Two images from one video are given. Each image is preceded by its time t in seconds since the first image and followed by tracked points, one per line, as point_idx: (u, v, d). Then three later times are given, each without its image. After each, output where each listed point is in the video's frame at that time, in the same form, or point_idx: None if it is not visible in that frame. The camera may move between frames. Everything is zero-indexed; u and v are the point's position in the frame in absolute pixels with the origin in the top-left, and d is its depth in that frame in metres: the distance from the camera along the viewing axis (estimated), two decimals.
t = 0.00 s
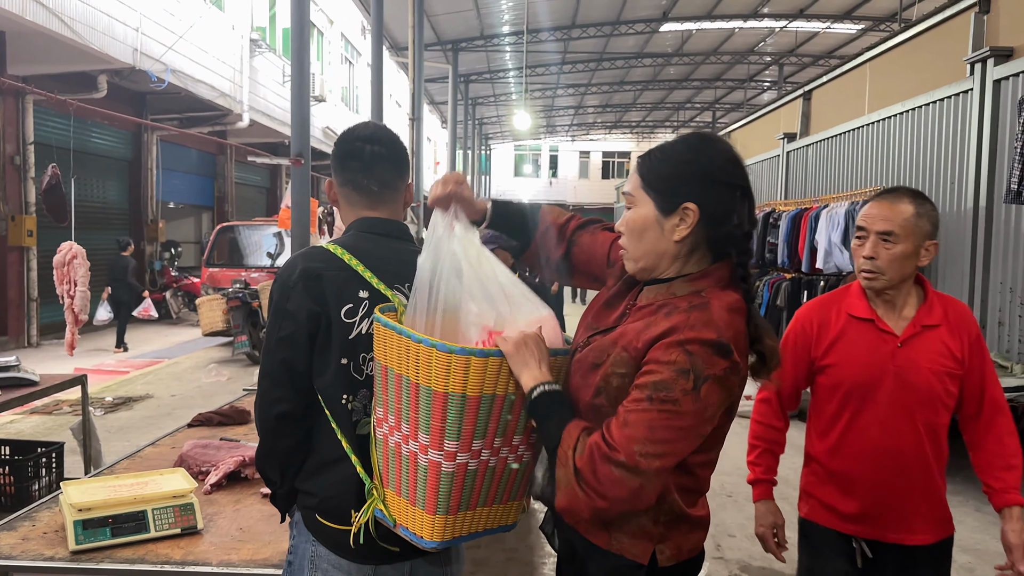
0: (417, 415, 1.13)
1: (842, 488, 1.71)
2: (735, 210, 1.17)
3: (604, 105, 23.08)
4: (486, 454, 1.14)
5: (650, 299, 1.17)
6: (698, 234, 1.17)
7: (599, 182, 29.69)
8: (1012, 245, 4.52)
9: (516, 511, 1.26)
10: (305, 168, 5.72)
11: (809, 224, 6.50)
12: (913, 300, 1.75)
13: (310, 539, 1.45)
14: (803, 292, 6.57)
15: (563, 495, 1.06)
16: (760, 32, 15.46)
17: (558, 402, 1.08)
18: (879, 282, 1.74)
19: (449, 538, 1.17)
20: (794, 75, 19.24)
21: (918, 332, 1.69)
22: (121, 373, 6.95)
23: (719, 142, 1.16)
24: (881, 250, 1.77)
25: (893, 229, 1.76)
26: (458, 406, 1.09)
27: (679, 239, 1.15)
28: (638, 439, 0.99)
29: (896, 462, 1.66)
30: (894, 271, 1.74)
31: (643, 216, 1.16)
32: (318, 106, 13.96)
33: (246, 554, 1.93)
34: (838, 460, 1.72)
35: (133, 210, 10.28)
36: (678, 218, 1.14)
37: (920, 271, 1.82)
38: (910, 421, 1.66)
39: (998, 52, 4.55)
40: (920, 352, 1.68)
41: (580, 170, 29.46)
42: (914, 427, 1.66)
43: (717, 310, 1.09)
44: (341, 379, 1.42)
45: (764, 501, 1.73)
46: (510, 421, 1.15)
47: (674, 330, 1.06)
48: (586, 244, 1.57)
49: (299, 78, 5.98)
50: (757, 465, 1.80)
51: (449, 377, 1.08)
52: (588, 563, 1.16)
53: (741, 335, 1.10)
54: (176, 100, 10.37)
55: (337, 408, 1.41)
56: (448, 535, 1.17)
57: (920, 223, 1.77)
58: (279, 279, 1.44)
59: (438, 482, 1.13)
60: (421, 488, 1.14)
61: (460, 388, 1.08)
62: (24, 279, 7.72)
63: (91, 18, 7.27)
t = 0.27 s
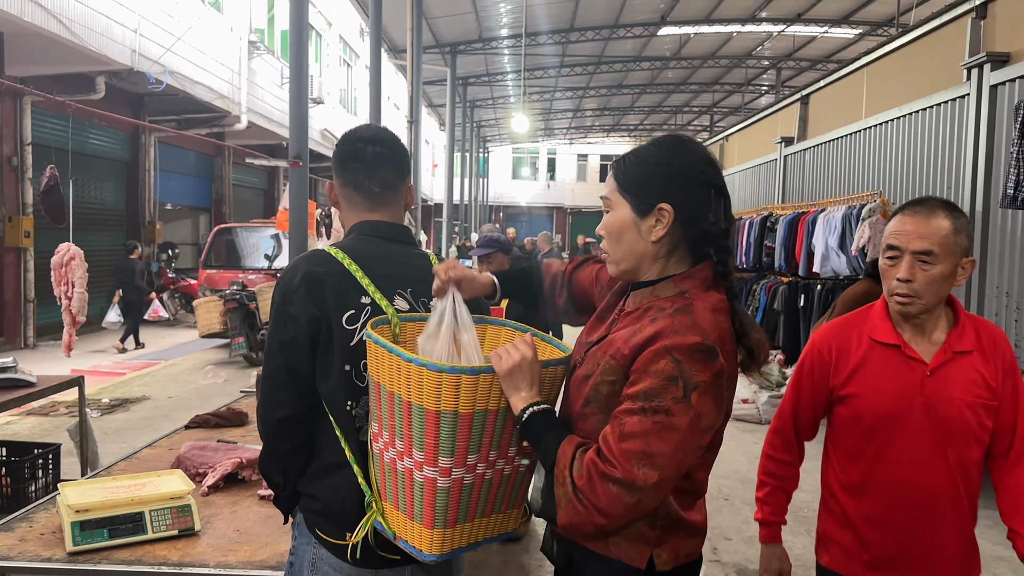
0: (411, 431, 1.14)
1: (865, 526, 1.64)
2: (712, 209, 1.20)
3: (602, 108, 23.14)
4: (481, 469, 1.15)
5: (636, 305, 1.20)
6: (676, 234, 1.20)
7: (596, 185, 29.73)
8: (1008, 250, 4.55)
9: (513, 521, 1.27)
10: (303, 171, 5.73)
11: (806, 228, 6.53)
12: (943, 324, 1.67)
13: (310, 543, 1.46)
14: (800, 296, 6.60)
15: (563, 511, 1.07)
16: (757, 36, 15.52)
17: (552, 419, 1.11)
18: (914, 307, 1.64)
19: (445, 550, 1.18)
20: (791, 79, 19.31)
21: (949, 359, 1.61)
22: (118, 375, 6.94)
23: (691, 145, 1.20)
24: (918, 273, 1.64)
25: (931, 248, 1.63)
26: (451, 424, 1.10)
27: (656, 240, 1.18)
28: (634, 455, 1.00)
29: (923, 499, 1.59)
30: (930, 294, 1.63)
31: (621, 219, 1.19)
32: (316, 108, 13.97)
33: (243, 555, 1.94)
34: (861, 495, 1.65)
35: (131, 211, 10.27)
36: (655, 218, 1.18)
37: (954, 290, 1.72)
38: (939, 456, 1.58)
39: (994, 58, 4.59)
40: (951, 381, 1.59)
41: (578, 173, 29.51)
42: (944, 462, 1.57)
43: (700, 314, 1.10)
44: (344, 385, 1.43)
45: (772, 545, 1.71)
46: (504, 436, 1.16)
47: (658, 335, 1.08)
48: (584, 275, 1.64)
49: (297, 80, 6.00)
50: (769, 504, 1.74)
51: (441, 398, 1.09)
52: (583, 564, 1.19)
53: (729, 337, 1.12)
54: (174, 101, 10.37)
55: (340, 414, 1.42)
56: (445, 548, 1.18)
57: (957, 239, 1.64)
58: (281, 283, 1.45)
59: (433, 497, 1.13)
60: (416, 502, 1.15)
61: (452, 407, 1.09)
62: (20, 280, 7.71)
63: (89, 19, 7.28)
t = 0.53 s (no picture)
0: (404, 444, 1.15)
1: (891, 552, 1.48)
2: (700, 210, 1.22)
3: (600, 112, 23.18)
4: (473, 480, 1.15)
5: (634, 312, 1.23)
6: (665, 234, 1.22)
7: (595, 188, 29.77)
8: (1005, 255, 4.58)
9: (508, 529, 1.28)
10: (302, 172, 5.74)
11: (804, 232, 6.56)
12: (972, 327, 1.51)
13: (309, 542, 1.48)
14: (797, 299, 6.62)
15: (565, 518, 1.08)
16: (755, 40, 15.56)
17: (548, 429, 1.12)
18: (945, 313, 1.43)
19: (437, 558, 1.19)
20: (789, 84, 19.38)
21: (982, 365, 1.46)
22: (116, 376, 6.94)
23: (683, 147, 1.22)
24: (949, 274, 1.43)
25: (965, 245, 1.41)
26: (442, 438, 1.10)
27: (645, 241, 1.20)
28: (630, 460, 1.02)
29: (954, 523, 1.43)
30: (963, 298, 1.43)
31: (610, 221, 1.22)
32: (315, 110, 14.00)
33: (241, 556, 1.95)
34: (883, 518, 1.49)
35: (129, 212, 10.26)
36: (642, 217, 1.19)
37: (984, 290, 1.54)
38: (971, 475, 1.42)
39: (992, 63, 4.63)
40: (984, 390, 1.44)
41: (576, 176, 29.55)
42: (977, 482, 1.42)
43: (694, 315, 1.12)
44: (344, 389, 1.44)
45: None
46: (496, 448, 1.16)
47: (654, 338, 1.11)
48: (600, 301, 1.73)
49: (297, 82, 6.01)
50: (780, 529, 1.51)
51: (432, 413, 1.09)
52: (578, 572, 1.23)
53: (726, 337, 1.13)
54: (173, 103, 10.37)
55: (340, 418, 1.43)
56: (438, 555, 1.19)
57: (993, 234, 1.44)
58: (285, 286, 1.46)
59: (425, 507, 1.15)
60: (409, 512, 1.17)
61: (444, 422, 1.09)
62: (18, 281, 7.69)
63: (89, 20, 7.29)
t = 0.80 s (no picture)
0: (396, 432, 1.16)
1: None
2: (679, 217, 1.22)
3: (600, 115, 23.23)
4: (465, 470, 1.16)
5: (625, 322, 1.24)
6: (642, 239, 1.23)
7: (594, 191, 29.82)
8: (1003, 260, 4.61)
9: (507, 524, 1.27)
10: (301, 174, 5.76)
11: (802, 236, 6.58)
12: None
13: (313, 539, 1.49)
14: (795, 303, 6.64)
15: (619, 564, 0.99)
16: (755, 44, 15.61)
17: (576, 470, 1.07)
18: (1007, 343, 1.23)
19: (432, 550, 1.20)
20: (788, 88, 19.44)
21: None
22: (114, 377, 6.94)
23: (670, 153, 1.21)
24: (1017, 295, 1.22)
25: None
26: (431, 424, 1.12)
27: (622, 243, 1.23)
28: (668, 475, 0.97)
29: None
30: None
31: (591, 222, 1.27)
32: (315, 112, 14.02)
33: (239, 557, 1.95)
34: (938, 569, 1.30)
35: (128, 213, 10.27)
36: (620, 221, 1.22)
37: None
38: None
39: (990, 68, 4.66)
40: None
41: (575, 179, 29.58)
42: None
43: (678, 317, 1.10)
44: (345, 386, 1.45)
45: None
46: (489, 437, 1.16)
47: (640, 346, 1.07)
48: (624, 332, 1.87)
49: (297, 84, 6.03)
50: (813, 570, 1.33)
51: (422, 398, 1.11)
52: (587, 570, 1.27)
53: (713, 333, 1.11)
54: (173, 104, 10.38)
55: (340, 415, 1.44)
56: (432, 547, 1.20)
57: None
58: (289, 289, 1.49)
59: (418, 496, 1.16)
60: (403, 503, 1.18)
61: (432, 407, 1.11)
62: (17, 281, 7.69)
63: (89, 21, 7.31)
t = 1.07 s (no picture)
0: (368, 412, 1.17)
1: None
2: (684, 222, 1.24)
3: (599, 118, 23.28)
4: (440, 449, 1.16)
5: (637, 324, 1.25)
6: (650, 241, 1.26)
7: (593, 194, 29.88)
8: (1001, 264, 4.62)
9: (494, 511, 1.26)
10: (301, 175, 5.77)
11: (800, 240, 6.60)
12: None
13: (310, 535, 1.50)
14: (793, 307, 6.65)
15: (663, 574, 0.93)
16: (754, 48, 15.66)
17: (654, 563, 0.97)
18: None
19: (416, 534, 1.19)
20: (787, 92, 19.50)
21: None
22: (113, 378, 6.94)
23: (674, 163, 1.26)
24: None
25: None
26: (401, 400, 1.13)
27: (631, 246, 1.26)
28: (704, 451, 0.97)
29: None
30: None
31: (603, 229, 1.30)
32: (315, 114, 14.04)
33: (237, 558, 1.96)
34: None
35: (128, 214, 10.28)
36: (628, 227, 1.25)
37: None
38: None
39: (988, 73, 4.68)
40: None
41: (574, 181, 29.63)
42: None
43: (692, 310, 1.11)
44: (330, 382, 1.45)
45: None
46: (461, 412, 1.17)
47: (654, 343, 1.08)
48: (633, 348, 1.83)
49: (297, 85, 6.05)
50: None
51: (391, 372, 1.13)
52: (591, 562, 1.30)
53: (730, 329, 1.12)
54: (174, 106, 10.40)
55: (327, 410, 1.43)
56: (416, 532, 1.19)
57: None
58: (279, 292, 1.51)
59: (395, 477, 1.16)
60: (380, 486, 1.18)
61: (403, 381, 1.13)
62: (16, 282, 7.69)
63: (89, 23, 7.33)
